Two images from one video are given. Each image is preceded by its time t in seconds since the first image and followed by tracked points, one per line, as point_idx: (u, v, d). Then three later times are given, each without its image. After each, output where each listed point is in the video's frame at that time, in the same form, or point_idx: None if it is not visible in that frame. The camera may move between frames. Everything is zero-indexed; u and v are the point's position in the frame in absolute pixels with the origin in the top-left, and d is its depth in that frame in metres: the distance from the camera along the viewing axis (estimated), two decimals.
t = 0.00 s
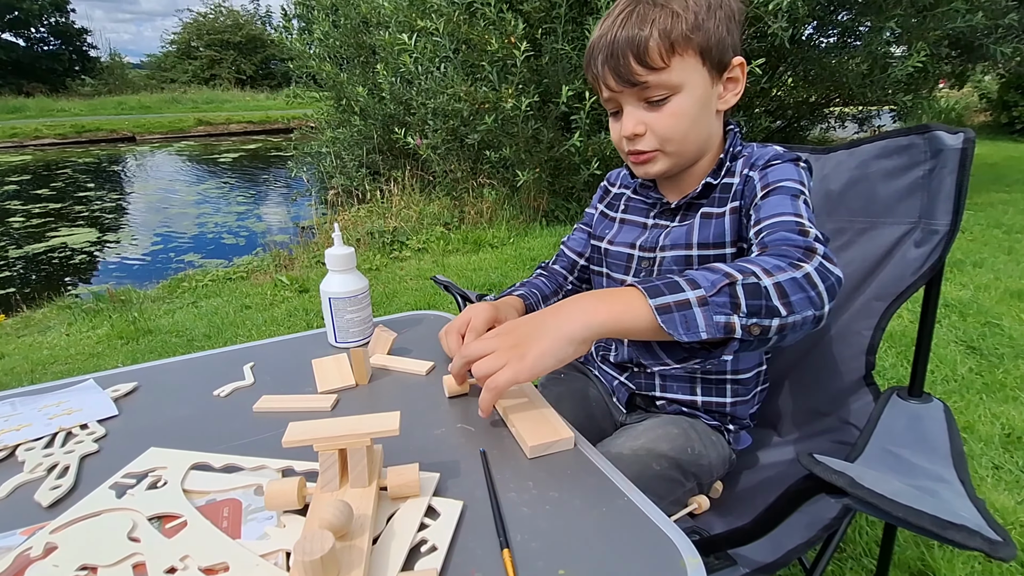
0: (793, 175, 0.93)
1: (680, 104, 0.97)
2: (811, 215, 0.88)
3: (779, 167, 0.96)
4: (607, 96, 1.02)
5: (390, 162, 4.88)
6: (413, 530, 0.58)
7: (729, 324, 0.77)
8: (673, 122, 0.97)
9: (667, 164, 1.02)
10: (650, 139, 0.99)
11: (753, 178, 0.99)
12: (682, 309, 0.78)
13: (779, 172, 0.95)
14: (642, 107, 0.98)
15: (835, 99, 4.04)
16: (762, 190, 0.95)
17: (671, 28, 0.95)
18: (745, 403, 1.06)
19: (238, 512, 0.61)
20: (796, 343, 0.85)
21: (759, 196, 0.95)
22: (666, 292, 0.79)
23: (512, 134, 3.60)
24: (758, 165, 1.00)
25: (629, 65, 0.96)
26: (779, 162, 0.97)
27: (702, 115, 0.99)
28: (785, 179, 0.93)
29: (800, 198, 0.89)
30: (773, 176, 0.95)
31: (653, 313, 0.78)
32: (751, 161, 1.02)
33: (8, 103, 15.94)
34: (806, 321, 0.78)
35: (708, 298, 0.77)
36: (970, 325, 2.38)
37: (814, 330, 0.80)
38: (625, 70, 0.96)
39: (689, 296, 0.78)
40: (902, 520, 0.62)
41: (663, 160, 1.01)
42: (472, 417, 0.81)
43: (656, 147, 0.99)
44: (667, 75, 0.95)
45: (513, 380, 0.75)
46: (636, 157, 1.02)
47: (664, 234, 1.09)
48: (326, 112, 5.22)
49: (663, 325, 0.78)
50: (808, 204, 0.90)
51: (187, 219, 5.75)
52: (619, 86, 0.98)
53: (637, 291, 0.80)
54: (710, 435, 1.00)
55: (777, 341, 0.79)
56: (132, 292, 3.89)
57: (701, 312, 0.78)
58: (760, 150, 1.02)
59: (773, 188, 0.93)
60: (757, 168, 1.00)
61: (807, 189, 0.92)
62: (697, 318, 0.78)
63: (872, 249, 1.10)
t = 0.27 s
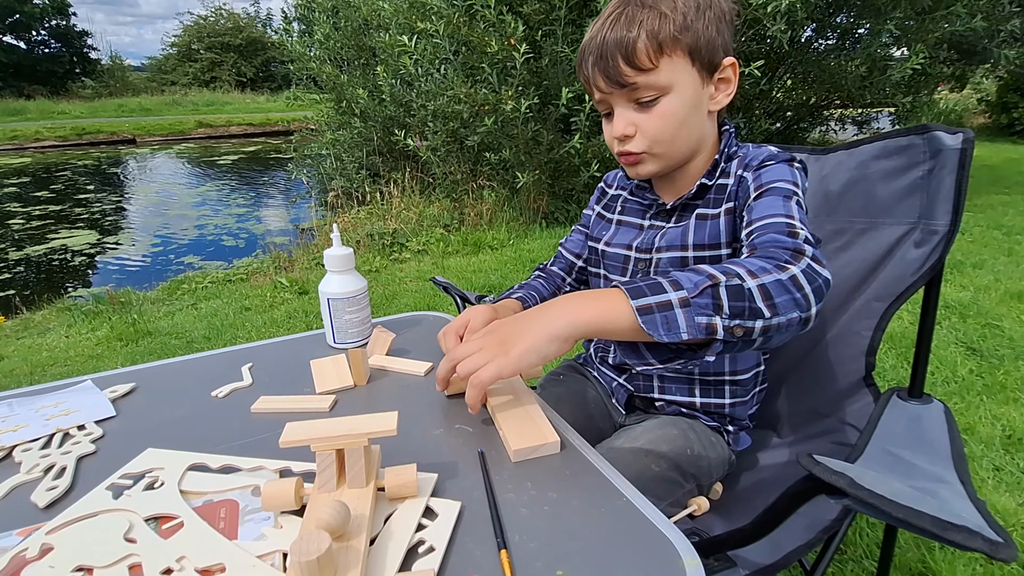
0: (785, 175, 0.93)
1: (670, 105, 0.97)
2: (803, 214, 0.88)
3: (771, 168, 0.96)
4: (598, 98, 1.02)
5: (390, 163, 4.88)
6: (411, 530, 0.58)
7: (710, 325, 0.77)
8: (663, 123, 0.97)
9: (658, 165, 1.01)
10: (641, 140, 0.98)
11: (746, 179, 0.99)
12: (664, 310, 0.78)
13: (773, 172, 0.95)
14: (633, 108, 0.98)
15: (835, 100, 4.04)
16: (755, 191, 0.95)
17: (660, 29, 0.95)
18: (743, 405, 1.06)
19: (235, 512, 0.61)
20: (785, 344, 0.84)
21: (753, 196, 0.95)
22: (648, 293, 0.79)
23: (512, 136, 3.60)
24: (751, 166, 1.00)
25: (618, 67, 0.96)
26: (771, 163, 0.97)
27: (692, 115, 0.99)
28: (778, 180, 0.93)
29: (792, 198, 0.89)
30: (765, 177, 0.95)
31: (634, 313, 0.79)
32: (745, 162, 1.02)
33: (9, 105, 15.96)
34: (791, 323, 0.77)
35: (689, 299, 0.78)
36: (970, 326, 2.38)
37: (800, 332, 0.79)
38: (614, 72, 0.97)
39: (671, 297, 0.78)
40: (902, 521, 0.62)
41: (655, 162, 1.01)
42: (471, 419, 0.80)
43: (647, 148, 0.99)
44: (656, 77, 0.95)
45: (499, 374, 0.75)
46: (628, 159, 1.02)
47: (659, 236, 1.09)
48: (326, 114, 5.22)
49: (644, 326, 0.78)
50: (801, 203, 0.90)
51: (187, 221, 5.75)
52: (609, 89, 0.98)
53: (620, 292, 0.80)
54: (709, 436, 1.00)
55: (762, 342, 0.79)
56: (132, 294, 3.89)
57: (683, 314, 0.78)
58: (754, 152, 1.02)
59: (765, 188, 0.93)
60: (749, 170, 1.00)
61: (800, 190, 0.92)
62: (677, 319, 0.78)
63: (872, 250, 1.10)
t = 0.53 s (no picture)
0: (782, 177, 0.93)
1: (665, 109, 0.97)
2: (801, 216, 0.88)
3: (768, 170, 0.96)
4: (594, 104, 1.02)
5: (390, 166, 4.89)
6: (411, 532, 0.58)
7: (711, 328, 0.78)
8: (659, 127, 0.97)
9: (654, 169, 1.02)
10: (637, 144, 0.99)
11: (743, 181, 0.99)
12: (665, 314, 0.78)
13: (769, 173, 0.95)
14: (628, 113, 0.98)
15: (835, 103, 4.04)
16: (753, 193, 0.95)
17: (652, 34, 0.96)
18: (743, 406, 1.06)
19: (236, 514, 0.61)
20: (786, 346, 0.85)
21: (750, 198, 0.95)
22: (649, 296, 0.79)
23: (512, 138, 3.60)
24: (748, 168, 1.00)
25: (611, 73, 0.96)
26: (769, 165, 0.97)
27: (687, 118, 0.99)
28: (776, 181, 0.93)
29: (789, 200, 0.89)
30: (762, 178, 0.95)
31: (635, 316, 0.79)
32: (742, 164, 1.02)
33: (10, 107, 15.97)
34: (793, 326, 0.78)
35: (690, 303, 0.78)
36: (970, 328, 2.38)
37: (801, 334, 0.80)
38: (608, 78, 0.97)
39: (672, 301, 0.78)
40: (902, 523, 0.62)
41: (652, 166, 1.01)
42: (471, 421, 0.80)
43: (642, 152, 0.99)
44: (650, 81, 0.95)
45: (498, 374, 0.75)
46: (625, 164, 1.03)
47: (656, 238, 1.09)
48: (326, 117, 5.22)
49: (646, 329, 0.78)
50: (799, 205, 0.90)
51: (187, 223, 5.75)
52: (603, 94, 0.99)
53: (621, 297, 0.81)
54: (709, 438, 1.00)
55: (763, 345, 0.79)
56: (132, 296, 3.89)
57: (683, 317, 0.78)
58: (751, 153, 1.02)
59: (763, 190, 0.93)
60: (745, 172, 1.00)
61: (797, 191, 0.92)
62: (679, 323, 0.78)
63: (871, 252, 1.10)
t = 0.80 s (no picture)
0: (783, 179, 0.93)
1: (663, 112, 0.97)
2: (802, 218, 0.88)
3: (769, 171, 0.96)
4: (593, 108, 1.02)
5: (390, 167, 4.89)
6: (413, 534, 0.58)
7: (714, 331, 0.78)
8: (658, 130, 0.98)
9: (654, 172, 1.02)
10: (636, 148, 0.99)
11: (744, 182, 0.99)
12: (667, 317, 0.78)
13: (769, 175, 0.95)
14: (627, 117, 0.98)
15: (834, 104, 4.05)
16: (753, 195, 0.95)
17: (650, 37, 0.96)
18: (744, 407, 1.06)
19: (236, 516, 0.61)
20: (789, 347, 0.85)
21: (750, 200, 0.95)
22: (651, 300, 0.79)
23: (512, 140, 3.61)
24: (747, 169, 1.00)
25: (610, 76, 0.96)
26: (769, 166, 0.97)
27: (686, 121, 0.99)
28: (777, 183, 0.93)
29: (790, 202, 0.89)
30: (762, 180, 0.95)
31: (638, 320, 0.79)
32: (741, 165, 1.02)
33: (10, 110, 15.97)
34: (796, 327, 0.78)
35: (692, 305, 0.78)
36: (970, 330, 2.38)
37: (804, 335, 0.80)
38: (607, 81, 0.97)
39: (674, 304, 0.78)
40: (902, 524, 0.62)
41: (651, 169, 1.01)
42: (471, 422, 0.80)
43: (642, 155, 0.99)
44: (649, 84, 0.96)
45: (496, 371, 0.76)
46: (625, 167, 1.03)
47: (655, 240, 1.09)
48: (326, 119, 5.23)
49: (649, 333, 0.78)
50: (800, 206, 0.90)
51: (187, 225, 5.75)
52: (602, 98, 0.99)
53: (625, 301, 0.81)
54: (710, 439, 1.00)
55: (767, 346, 0.79)
56: (132, 298, 3.89)
57: (686, 319, 0.78)
58: (750, 155, 1.02)
59: (764, 191, 0.93)
60: (745, 173, 1.00)
61: (797, 193, 0.92)
62: (682, 325, 0.78)
63: (871, 253, 1.10)
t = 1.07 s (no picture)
0: (782, 183, 0.94)
1: (662, 114, 0.97)
2: (801, 223, 0.88)
3: (767, 175, 0.96)
4: (591, 111, 1.03)
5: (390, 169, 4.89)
6: (411, 537, 0.58)
7: (714, 340, 0.78)
8: (656, 132, 0.98)
9: (653, 174, 1.02)
10: (635, 150, 0.99)
11: (743, 186, 0.99)
12: (668, 327, 0.79)
13: (768, 179, 0.95)
14: (625, 119, 0.99)
15: (833, 106, 4.05)
16: (752, 199, 0.95)
17: (648, 41, 0.96)
18: (743, 410, 1.06)
19: (235, 519, 0.61)
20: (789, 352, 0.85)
21: (749, 204, 0.95)
22: (651, 310, 0.80)
23: (511, 142, 3.61)
24: (746, 172, 1.00)
25: (608, 80, 0.97)
26: (768, 170, 0.97)
27: (684, 124, 1.00)
28: (776, 187, 0.93)
29: (789, 206, 0.90)
30: (761, 184, 0.95)
31: (636, 329, 0.80)
32: (740, 169, 1.02)
33: (11, 112, 15.99)
34: (796, 333, 0.78)
35: (693, 315, 0.78)
36: (970, 331, 2.38)
37: (805, 341, 0.80)
38: (605, 85, 0.98)
39: (674, 314, 0.79)
40: (901, 527, 0.62)
41: (650, 171, 1.01)
42: (470, 425, 0.80)
43: (640, 158, 1.00)
44: (647, 87, 0.96)
45: (488, 367, 0.79)
46: (624, 169, 1.03)
47: (655, 243, 1.09)
48: (326, 121, 5.23)
49: (649, 342, 0.79)
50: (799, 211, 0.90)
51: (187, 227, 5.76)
52: (601, 101, 0.99)
53: (625, 313, 0.81)
54: (709, 441, 1.00)
55: (768, 353, 0.79)
56: (132, 300, 3.89)
57: (686, 329, 0.78)
58: (750, 158, 1.03)
59: (762, 196, 0.93)
60: (744, 177, 1.00)
61: (796, 196, 0.92)
62: (683, 335, 0.78)
63: (870, 256, 1.10)
